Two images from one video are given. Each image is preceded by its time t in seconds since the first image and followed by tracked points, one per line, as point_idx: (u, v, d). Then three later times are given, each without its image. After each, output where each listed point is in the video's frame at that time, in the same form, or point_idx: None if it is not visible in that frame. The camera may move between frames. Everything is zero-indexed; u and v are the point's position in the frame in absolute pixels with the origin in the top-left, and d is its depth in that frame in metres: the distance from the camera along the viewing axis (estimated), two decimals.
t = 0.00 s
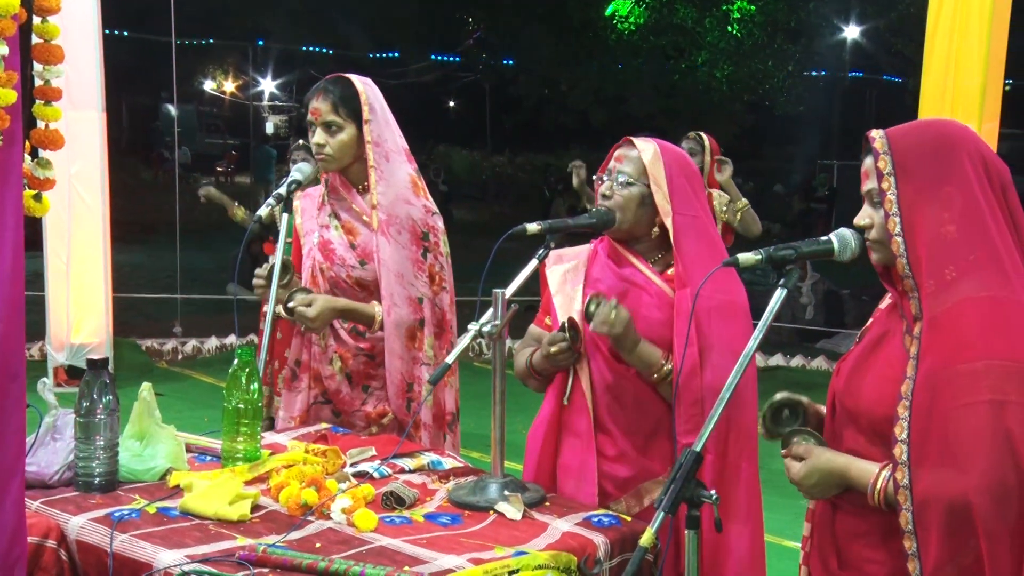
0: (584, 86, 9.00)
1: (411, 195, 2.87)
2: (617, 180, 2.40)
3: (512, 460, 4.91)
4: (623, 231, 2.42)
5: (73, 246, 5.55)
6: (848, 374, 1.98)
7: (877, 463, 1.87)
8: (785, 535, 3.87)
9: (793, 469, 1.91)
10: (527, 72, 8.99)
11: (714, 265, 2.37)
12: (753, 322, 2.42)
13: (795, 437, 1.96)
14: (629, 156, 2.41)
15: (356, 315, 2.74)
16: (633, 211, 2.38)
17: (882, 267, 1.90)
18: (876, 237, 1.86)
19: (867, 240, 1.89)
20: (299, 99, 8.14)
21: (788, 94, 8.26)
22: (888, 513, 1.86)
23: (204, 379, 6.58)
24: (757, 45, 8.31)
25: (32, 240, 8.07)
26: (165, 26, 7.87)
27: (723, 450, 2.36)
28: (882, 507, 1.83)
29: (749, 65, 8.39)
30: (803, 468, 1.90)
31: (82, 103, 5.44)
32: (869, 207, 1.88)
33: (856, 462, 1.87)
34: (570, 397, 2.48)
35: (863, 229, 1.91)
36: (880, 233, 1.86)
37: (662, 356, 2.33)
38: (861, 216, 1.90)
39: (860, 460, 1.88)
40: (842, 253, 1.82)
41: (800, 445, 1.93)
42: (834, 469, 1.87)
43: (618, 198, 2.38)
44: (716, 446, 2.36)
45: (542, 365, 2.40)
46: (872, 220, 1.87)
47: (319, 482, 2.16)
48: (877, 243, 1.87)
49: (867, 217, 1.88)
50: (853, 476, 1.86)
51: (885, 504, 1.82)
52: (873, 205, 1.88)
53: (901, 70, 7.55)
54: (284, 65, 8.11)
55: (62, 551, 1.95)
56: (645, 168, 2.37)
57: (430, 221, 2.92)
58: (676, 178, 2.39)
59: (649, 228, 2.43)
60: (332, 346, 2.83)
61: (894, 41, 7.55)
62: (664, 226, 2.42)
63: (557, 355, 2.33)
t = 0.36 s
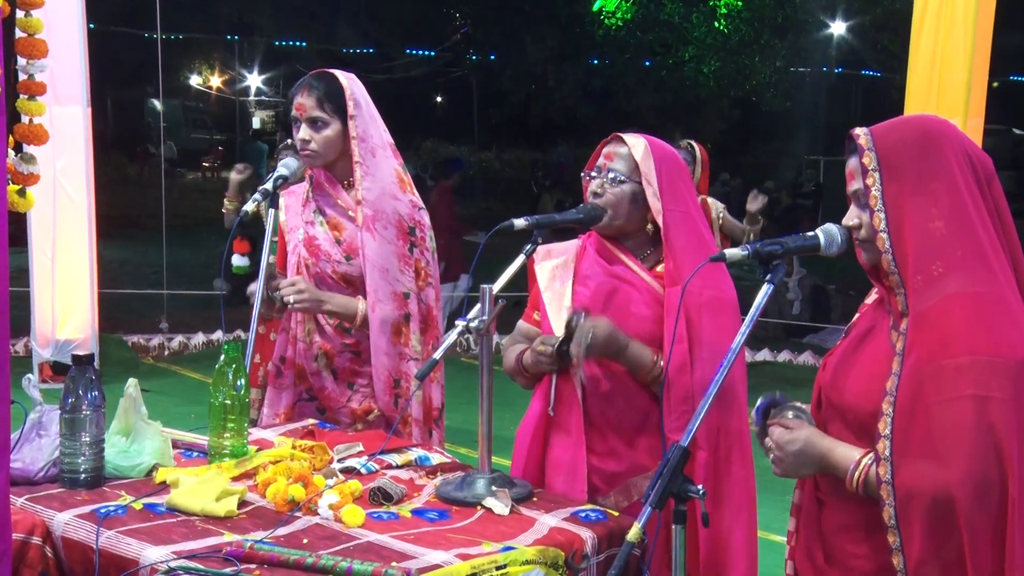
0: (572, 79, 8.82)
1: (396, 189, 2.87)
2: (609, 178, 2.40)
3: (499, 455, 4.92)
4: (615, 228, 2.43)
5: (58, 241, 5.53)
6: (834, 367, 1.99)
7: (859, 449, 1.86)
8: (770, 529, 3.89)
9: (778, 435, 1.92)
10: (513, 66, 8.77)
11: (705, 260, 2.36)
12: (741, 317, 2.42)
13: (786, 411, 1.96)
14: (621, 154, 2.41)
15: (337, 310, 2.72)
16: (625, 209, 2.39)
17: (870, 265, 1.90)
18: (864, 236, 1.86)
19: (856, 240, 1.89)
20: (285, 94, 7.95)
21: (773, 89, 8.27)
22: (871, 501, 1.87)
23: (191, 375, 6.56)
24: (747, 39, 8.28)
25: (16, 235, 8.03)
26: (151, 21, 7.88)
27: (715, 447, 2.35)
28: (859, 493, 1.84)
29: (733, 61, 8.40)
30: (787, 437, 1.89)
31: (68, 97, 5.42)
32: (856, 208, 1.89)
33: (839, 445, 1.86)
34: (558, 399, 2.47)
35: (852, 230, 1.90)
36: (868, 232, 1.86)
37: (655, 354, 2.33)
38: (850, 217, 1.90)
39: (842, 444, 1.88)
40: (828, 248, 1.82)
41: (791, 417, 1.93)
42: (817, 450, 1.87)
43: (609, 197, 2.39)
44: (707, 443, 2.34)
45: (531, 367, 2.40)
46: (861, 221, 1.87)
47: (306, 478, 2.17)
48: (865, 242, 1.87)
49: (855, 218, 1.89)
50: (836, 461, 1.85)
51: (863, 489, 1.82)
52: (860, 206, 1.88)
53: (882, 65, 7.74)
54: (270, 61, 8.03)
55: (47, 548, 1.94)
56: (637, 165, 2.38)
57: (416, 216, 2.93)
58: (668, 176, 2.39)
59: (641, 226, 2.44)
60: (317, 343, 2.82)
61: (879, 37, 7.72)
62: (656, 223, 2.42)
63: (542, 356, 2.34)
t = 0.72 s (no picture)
0: (562, 78, 8.78)
1: (386, 185, 2.86)
2: (604, 175, 2.40)
3: (490, 453, 4.92)
4: (611, 227, 2.43)
5: (47, 238, 5.51)
6: (824, 365, 1.99)
7: (851, 450, 1.87)
8: (762, 526, 3.89)
9: (767, 452, 1.91)
10: (505, 63, 8.75)
11: (698, 255, 2.36)
12: (734, 314, 2.43)
13: (769, 422, 1.97)
14: (617, 151, 2.40)
15: (329, 305, 2.74)
16: (621, 206, 2.39)
17: (859, 263, 1.90)
18: (852, 234, 1.87)
19: (845, 238, 1.89)
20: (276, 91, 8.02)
21: (762, 86, 8.22)
22: (867, 501, 1.87)
23: (182, 372, 6.55)
24: (736, 37, 8.15)
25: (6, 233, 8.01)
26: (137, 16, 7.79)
27: (710, 443, 2.36)
28: (856, 493, 1.84)
29: (724, 58, 8.25)
30: (779, 453, 1.89)
31: (57, 93, 5.41)
32: (844, 206, 1.88)
33: (831, 448, 1.87)
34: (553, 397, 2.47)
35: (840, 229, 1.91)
36: (856, 231, 1.86)
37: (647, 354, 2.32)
38: (838, 216, 1.90)
39: (834, 446, 1.88)
40: (819, 245, 1.81)
41: (775, 430, 1.93)
42: (808, 455, 1.86)
43: (604, 194, 2.39)
44: (702, 439, 2.35)
45: (525, 362, 2.38)
46: (848, 219, 1.87)
47: (296, 476, 2.16)
48: (854, 241, 1.87)
49: (843, 216, 1.89)
50: (828, 463, 1.86)
51: (861, 489, 1.83)
52: (848, 205, 1.88)
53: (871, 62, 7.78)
54: (261, 57, 8.09)
55: (37, 546, 1.94)
56: (632, 162, 2.38)
57: (405, 213, 2.92)
58: (663, 173, 2.39)
59: (637, 223, 2.45)
60: (306, 342, 2.82)
61: (870, 34, 7.66)
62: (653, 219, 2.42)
63: (539, 353, 2.30)
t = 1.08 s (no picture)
0: (557, 81, 8.78)
1: (384, 190, 2.88)
2: (605, 178, 2.40)
3: (486, 456, 4.93)
4: (610, 230, 2.44)
5: (42, 241, 5.51)
6: (819, 368, 1.99)
7: (847, 443, 1.86)
8: (757, 529, 3.90)
9: (765, 431, 1.91)
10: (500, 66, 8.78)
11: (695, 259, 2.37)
12: (731, 317, 2.44)
13: (771, 403, 1.95)
14: (618, 155, 2.41)
15: (327, 302, 2.73)
16: (622, 210, 2.40)
17: (853, 266, 1.91)
18: (847, 237, 1.87)
19: (840, 241, 1.90)
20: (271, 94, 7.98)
21: (758, 88, 8.22)
22: (858, 495, 1.87)
23: (177, 376, 6.54)
24: (731, 41, 8.20)
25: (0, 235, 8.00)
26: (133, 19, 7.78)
27: (708, 448, 2.35)
28: (847, 486, 1.84)
29: (719, 61, 8.29)
30: (778, 430, 1.89)
31: (51, 97, 5.39)
32: (838, 210, 1.89)
33: (827, 440, 1.86)
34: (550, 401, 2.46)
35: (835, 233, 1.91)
36: (851, 234, 1.86)
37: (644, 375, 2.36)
38: (832, 219, 1.91)
39: (830, 437, 1.88)
40: (814, 248, 1.82)
41: (775, 410, 1.92)
42: (805, 441, 1.87)
43: (605, 197, 2.39)
44: (701, 443, 2.34)
45: (524, 361, 2.41)
46: (844, 223, 1.87)
47: (292, 478, 2.15)
48: (849, 244, 1.88)
49: (838, 219, 1.89)
50: (825, 453, 1.86)
51: (852, 482, 1.83)
52: (843, 208, 1.88)
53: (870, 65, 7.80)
54: (255, 61, 7.97)
55: (33, 550, 1.93)
56: (634, 165, 2.38)
57: (403, 217, 2.94)
58: (664, 177, 2.39)
59: (637, 226, 2.45)
60: (302, 345, 2.82)
61: (865, 37, 7.77)
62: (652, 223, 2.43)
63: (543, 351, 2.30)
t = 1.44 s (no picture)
0: (557, 81, 8.74)
1: (380, 191, 2.87)
2: (605, 179, 2.40)
3: (485, 456, 4.92)
4: (611, 231, 2.43)
5: (41, 243, 5.51)
6: (818, 369, 1.99)
7: (846, 449, 1.87)
8: (757, 530, 3.90)
9: (764, 451, 1.92)
10: (499, 66, 8.69)
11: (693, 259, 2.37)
12: (731, 317, 2.44)
13: (766, 420, 1.96)
14: (617, 155, 2.41)
15: (323, 307, 2.73)
16: (621, 210, 2.40)
17: (851, 266, 1.91)
18: (846, 236, 1.87)
19: (839, 240, 1.90)
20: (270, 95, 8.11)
21: (757, 89, 8.21)
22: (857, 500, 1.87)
23: (176, 377, 6.55)
24: (729, 41, 8.20)
25: None
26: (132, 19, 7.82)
27: (707, 446, 2.36)
28: (848, 492, 1.84)
29: (717, 62, 8.28)
30: (774, 450, 1.91)
31: (50, 98, 5.39)
32: (837, 209, 1.89)
33: (825, 446, 1.87)
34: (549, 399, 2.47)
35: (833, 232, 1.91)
36: (850, 234, 1.87)
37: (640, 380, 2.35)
38: (831, 218, 1.91)
39: (829, 445, 1.88)
40: (812, 249, 1.82)
41: (770, 428, 1.94)
42: (804, 452, 1.87)
43: (605, 198, 2.39)
44: (698, 442, 2.35)
45: (523, 362, 2.40)
46: (842, 222, 1.88)
47: (290, 480, 2.15)
48: (848, 243, 1.88)
49: (837, 218, 1.89)
50: (823, 461, 1.86)
51: (852, 488, 1.83)
52: (842, 207, 1.88)
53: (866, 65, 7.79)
54: (255, 62, 8.07)
55: (30, 551, 1.93)
56: (633, 166, 2.38)
57: (400, 217, 2.93)
58: (663, 178, 2.39)
59: (638, 226, 2.45)
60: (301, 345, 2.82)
61: (864, 37, 7.81)
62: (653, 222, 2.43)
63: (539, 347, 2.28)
